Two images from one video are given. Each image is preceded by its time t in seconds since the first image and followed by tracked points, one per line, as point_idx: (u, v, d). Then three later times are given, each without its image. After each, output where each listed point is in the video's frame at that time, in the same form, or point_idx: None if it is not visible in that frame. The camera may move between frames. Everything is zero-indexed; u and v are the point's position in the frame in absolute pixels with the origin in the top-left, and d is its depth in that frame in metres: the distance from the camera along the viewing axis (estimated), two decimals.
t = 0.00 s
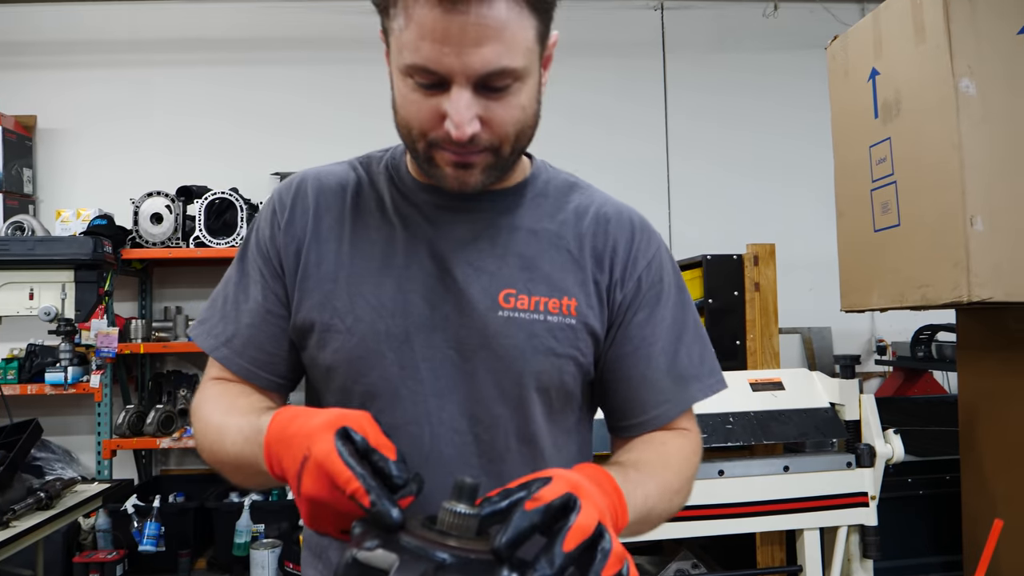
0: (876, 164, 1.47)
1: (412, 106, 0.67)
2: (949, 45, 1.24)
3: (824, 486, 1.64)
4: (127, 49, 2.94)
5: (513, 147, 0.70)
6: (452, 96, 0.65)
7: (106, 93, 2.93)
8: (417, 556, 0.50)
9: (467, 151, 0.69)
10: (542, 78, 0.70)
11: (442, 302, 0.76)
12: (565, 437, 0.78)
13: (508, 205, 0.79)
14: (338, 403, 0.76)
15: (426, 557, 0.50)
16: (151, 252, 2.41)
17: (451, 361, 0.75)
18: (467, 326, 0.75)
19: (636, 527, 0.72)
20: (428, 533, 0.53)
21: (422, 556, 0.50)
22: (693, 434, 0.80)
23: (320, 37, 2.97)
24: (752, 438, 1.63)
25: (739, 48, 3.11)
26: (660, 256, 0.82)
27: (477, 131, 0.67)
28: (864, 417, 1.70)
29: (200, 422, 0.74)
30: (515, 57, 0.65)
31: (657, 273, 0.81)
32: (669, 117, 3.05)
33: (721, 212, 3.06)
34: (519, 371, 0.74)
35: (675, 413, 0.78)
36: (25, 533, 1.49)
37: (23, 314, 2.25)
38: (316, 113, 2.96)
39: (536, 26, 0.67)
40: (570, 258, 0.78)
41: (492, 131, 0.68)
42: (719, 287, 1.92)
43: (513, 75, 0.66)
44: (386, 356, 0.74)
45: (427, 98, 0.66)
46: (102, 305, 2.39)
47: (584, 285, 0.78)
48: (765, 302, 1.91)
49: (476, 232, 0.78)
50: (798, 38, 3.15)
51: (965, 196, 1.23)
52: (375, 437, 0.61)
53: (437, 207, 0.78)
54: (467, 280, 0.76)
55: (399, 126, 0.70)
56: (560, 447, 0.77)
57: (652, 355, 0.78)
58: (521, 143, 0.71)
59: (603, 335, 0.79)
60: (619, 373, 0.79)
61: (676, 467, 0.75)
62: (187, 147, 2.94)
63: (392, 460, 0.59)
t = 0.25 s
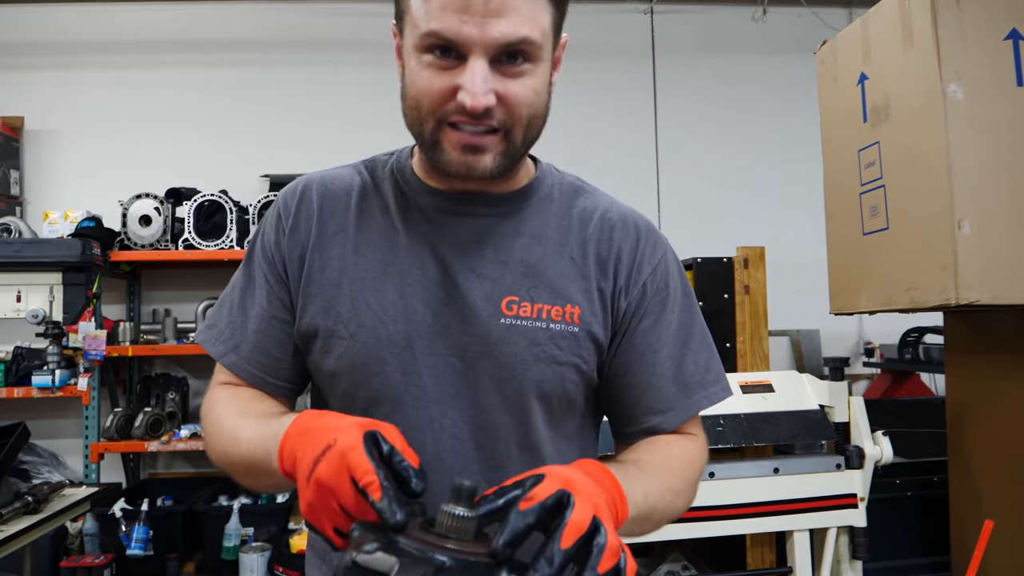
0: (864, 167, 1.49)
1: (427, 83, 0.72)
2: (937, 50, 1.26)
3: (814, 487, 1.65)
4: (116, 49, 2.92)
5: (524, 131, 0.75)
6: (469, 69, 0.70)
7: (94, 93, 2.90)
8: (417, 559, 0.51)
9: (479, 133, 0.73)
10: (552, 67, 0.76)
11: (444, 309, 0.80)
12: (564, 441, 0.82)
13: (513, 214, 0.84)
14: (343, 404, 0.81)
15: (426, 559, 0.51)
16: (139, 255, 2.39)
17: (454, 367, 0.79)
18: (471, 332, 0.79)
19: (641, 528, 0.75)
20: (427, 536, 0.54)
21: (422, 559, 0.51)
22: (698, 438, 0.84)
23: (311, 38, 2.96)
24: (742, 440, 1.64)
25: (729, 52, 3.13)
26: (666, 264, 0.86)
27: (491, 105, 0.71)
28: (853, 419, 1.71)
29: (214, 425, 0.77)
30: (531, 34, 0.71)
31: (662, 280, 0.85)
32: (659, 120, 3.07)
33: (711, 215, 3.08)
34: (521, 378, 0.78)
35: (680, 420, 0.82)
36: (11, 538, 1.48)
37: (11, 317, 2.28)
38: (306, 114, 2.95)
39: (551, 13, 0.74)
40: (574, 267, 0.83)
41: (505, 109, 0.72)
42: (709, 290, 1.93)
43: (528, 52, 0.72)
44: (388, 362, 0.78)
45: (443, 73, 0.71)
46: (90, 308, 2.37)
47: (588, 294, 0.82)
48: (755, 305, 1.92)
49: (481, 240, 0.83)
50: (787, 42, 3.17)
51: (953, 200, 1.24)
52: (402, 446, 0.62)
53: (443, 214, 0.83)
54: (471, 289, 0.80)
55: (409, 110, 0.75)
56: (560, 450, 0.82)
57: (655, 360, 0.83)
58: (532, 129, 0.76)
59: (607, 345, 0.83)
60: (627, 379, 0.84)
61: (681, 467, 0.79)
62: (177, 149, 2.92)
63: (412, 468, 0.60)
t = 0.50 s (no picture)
0: (854, 171, 1.50)
1: (437, 90, 0.78)
2: (925, 56, 1.27)
3: (804, 490, 1.66)
4: (106, 52, 2.90)
5: (526, 140, 0.81)
6: (477, 78, 0.76)
7: (84, 96, 2.89)
8: (416, 563, 0.55)
9: (485, 139, 0.79)
10: (557, 78, 0.82)
11: (445, 312, 0.83)
12: (562, 446, 0.84)
13: (514, 221, 0.87)
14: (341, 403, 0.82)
15: (424, 563, 0.55)
16: (127, 258, 2.37)
17: (454, 369, 0.82)
18: (472, 335, 0.82)
19: (635, 530, 0.77)
20: (424, 540, 0.58)
21: (420, 562, 0.55)
22: (696, 445, 0.87)
23: (302, 41, 2.95)
24: (733, 443, 1.65)
25: (719, 56, 3.15)
26: (664, 273, 0.90)
27: (497, 113, 0.77)
28: (844, 422, 1.72)
29: (207, 422, 0.78)
30: (539, 46, 0.77)
31: (661, 289, 0.89)
32: (650, 125, 3.08)
33: (701, 219, 3.09)
34: (520, 381, 0.81)
35: (678, 427, 0.85)
36: None
37: None
38: (296, 117, 2.94)
39: (559, 26, 0.80)
40: (573, 272, 0.86)
41: (510, 118, 0.79)
42: (700, 293, 1.94)
43: (534, 63, 0.78)
44: (388, 363, 0.80)
45: (453, 80, 0.78)
46: (79, 311, 2.35)
47: (588, 299, 0.85)
48: (745, 309, 1.93)
49: (481, 244, 0.86)
50: (776, 47, 3.20)
51: (942, 204, 1.26)
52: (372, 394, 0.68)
53: (444, 218, 0.86)
54: (473, 293, 0.83)
55: (418, 114, 0.81)
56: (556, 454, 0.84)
57: (652, 366, 0.86)
58: (534, 139, 0.82)
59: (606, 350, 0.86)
60: (625, 386, 0.86)
61: (678, 473, 0.81)
62: (167, 151, 2.90)
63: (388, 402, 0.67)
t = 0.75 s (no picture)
0: (846, 173, 1.51)
1: (436, 91, 0.78)
2: (917, 58, 1.28)
3: (797, 491, 1.67)
4: (96, 53, 2.88)
5: (522, 143, 0.81)
6: (475, 81, 0.76)
7: (75, 98, 2.87)
8: (417, 566, 0.56)
9: (482, 141, 0.79)
10: (555, 80, 0.83)
11: (443, 320, 0.84)
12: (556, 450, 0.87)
13: (511, 227, 0.88)
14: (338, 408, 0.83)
15: (425, 566, 0.56)
16: (119, 260, 2.36)
17: (451, 377, 0.83)
18: (472, 342, 0.84)
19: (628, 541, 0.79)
20: (425, 543, 0.59)
21: (421, 565, 0.56)
22: (688, 454, 0.90)
23: (295, 43, 2.94)
24: (727, 444, 1.65)
25: (711, 59, 3.16)
26: (660, 281, 0.93)
27: (495, 116, 0.77)
28: (836, 423, 1.74)
29: (202, 425, 0.76)
30: (537, 47, 0.77)
31: (657, 297, 0.92)
32: (643, 128, 3.09)
33: (694, 222, 3.11)
34: (518, 388, 0.83)
35: (671, 434, 0.87)
36: None
37: None
38: (289, 119, 2.93)
39: (557, 28, 0.81)
40: (570, 279, 0.88)
41: (506, 122, 0.79)
42: (693, 295, 1.95)
43: (533, 64, 0.78)
44: (387, 371, 0.82)
45: (451, 81, 0.78)
46: (70, 314, 2.33)
47: (585, 306, 0.87)
48: (738, 310, 1.93)
49: (478, 250, 0.87)
50: (767, 49, 3.22)
51: (933, 207, 1.27)
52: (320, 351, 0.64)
53: (441, 224, 0.87)
54: (471, 301, 0.85)
55: (415, 115, 0.81)
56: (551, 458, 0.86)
57: (649, 374, 0.88)
58: (531, 144, 0.83)
59: (603, 357, 0.89)
60: (621, 392, 0.89)
61: (669, 484, 0.84)
62: (159, 153, 2.89)
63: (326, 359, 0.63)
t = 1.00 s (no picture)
0: (842, 172, 1.51)
1: (435, 89, 0.78)
2: (912, 57, 1.29)
3: (794, 490, 1.67)
4: (88, 54, 2.86)
5: (523, 139, 0.82)
6: (474, 78, 0.76)
7: (68, 99, 2.85)
8: (419, 568, 0.55)
9: (482, 138, 0.79)
10: (554, 77, 0.83)
11: (445, 318, 0.84)
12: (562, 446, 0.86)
13: (511, 224, 0.88)
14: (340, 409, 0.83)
15: (428, 567, 0.56)
16: (113, 261, 2.34)
17: (454, 376, 0.84)
18: (475, 339, 0.84)
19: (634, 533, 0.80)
20: (428, 544, 0.59)
21: (423, 567, 0.56)
22: (692, 446, 0.90)
23: (289, 43, 2.93)
24: (723, 443, 1.66)
25: (706, 58, 3.17)
26: (660, 273, 0.93)
27: (495, 113, 0.77)
28: (833, 422, 1.74)
29: (208, 428, 0.78)
30: (537, 43, 0.77)
31: (658, 289, 0.92)
32: (639, 128, 3.09)
33: (689, 222, 3.11)
34: (522, 385, 0.83)
35: (675, 427, 0.88)
36: None
37: None
38: (284, 119, 2.92)
39: (555, 24, 0.80)
40: (572, 274, 0.88)
41: (506, 118, 0.79)
42: (690, 295, 1.95)
43: (532, 60, 0.78)
44: (390, 370, 0.82)
45: (450, 79, 0.78)
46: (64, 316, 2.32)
47: (587, 301, 0.88)
48: (734, 310, 1.94)
49: (479, 246, 0.87)
50: (762, 49, 3.22)
51: (929, 205, 1.27)
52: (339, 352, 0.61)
53: (441, 222, 0.87)
54: (473, 298, 0.85)
55: (413, 112, 0.81)
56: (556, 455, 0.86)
57: (653, 367, 0.89)
58: (531, 140, 0.83)
59: (605, 351, 0.89)
60: (624, 387, 0.89)
61: (671, 475, 0.84)
62: (153, 154, 2.87)
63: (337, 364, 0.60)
